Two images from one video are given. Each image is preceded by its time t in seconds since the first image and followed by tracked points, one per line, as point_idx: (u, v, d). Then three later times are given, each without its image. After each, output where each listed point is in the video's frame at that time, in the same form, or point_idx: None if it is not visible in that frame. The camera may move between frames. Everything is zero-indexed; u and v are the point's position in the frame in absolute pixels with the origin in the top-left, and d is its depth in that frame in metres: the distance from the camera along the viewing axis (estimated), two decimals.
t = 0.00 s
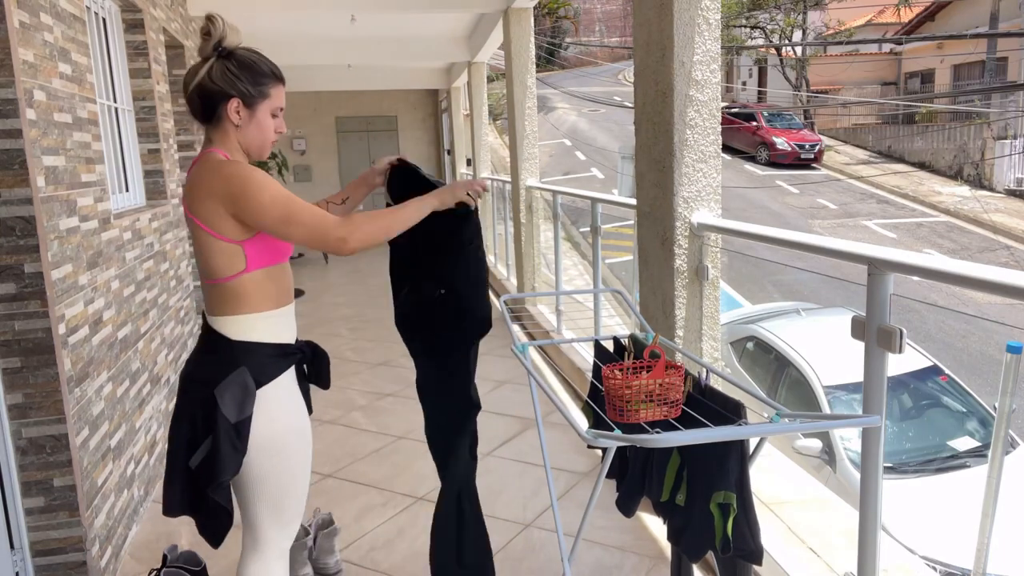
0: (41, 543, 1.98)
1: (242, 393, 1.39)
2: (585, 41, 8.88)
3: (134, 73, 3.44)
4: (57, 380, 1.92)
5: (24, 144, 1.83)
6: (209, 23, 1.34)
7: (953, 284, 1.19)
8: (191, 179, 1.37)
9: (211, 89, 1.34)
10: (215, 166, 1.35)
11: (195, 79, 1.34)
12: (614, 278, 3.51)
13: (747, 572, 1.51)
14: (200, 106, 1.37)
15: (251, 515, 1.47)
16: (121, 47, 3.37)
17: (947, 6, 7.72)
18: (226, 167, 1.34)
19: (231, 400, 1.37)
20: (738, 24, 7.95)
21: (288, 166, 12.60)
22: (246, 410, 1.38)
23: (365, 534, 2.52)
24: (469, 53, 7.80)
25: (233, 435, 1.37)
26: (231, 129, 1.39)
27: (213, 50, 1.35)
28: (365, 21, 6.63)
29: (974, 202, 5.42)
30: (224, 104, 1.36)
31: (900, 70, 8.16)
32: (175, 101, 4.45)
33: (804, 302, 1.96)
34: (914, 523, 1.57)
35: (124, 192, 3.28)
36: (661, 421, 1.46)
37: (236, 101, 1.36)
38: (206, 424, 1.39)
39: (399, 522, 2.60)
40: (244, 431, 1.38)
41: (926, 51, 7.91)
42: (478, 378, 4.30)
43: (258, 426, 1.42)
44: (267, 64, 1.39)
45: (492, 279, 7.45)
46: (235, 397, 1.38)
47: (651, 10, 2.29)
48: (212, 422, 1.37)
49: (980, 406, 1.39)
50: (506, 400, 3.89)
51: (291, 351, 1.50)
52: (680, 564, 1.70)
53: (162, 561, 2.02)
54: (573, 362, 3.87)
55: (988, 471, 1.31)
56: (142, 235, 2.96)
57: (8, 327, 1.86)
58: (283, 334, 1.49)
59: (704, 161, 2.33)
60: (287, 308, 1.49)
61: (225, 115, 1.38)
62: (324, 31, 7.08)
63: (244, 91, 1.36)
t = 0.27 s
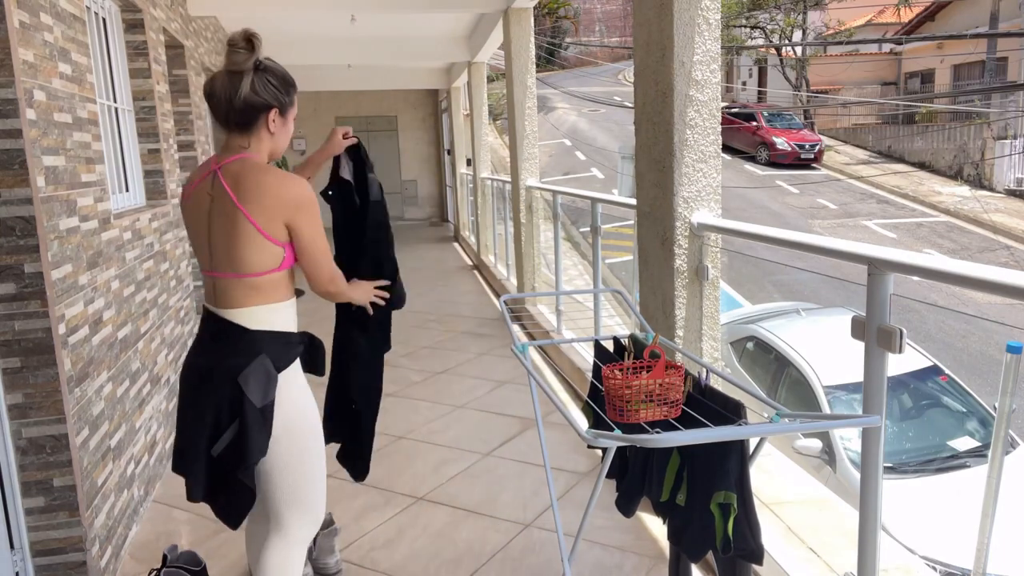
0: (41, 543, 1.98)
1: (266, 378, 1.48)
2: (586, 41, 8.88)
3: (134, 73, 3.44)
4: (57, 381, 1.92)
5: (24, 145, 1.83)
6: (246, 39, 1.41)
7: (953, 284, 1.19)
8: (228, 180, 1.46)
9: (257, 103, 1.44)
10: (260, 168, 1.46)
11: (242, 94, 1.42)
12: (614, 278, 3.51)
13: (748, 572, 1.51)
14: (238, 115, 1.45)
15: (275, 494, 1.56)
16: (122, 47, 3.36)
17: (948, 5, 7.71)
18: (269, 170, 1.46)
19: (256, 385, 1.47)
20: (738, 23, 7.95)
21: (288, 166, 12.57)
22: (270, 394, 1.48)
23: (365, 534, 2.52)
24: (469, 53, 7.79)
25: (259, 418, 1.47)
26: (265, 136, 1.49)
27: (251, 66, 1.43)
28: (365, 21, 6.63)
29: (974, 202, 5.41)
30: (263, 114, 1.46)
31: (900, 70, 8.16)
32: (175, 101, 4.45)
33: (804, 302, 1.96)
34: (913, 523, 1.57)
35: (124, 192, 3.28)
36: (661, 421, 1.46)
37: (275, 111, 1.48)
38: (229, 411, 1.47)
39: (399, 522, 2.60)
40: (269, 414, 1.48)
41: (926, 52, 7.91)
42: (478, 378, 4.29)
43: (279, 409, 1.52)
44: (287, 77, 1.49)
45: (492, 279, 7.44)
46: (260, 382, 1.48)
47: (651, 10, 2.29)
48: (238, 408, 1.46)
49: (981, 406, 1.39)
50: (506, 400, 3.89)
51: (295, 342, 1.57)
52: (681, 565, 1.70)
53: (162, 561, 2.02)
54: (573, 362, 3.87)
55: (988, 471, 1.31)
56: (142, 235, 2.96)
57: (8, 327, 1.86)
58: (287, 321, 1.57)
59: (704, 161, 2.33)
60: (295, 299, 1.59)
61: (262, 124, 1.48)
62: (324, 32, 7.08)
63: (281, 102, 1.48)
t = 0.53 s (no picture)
0: (41, 543, 1.98)
1: (268, 366, 1.50)
2: (586, 41, 8.88)
3: (134, 73, 3.44)
4: (57, 380, 1.92)
5: (24, 145, 1.83)
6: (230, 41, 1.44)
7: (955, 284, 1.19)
8: (216, 177, 1.46)
9: (234, 102, 1.44)
10: (243, 165, 1.45)
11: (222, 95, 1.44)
12: (614, 278, 3.51)
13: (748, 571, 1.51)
14: (220, 116, 1.46)
15: (284, 485, 1.57)
16: (122, 47, 3.37)
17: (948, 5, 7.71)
18: (252, 161, 1.46)
19: (260, 374, 1.49)
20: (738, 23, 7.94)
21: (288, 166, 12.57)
22: (274, 382, 1.50)
23: (365, 534, 2.52)
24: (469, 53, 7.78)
25: (266, 406, 1.49)
26: (248, 136, 1.49)
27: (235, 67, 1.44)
28: (365, 21, 6.63)
29: (974, 202, 5.41)
30: (243, 115, 1.46)
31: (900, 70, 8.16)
32: (175, 101, 4.45)
33: (804, 302, 1.96)
34: (914, 523, 1.57)
35: (124, 192, 3.28)
36: (661, 421, 1.46)
37: (255, 112, 1.46)
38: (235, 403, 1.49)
39: (399, 522, 2.60)
40: (275, 401, 1.50)
41: (927, 51, 7.90)
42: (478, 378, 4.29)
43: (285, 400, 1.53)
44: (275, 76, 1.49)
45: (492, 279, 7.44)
46: (263, 371, 1.49)
47: (651, 10, 2.29)
48: (244, 399, 1.48)
49: (980, 406, 1.39)
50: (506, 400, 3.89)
51: (292, 334, 1.57)
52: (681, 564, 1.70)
53: (162, 561, 2.02)
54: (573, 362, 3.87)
55: (988, 471, 1.31)
56: (142, 235, 2.96)
57: (8, 327, 1.86)
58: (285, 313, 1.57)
59: (704, 161, 2.33)
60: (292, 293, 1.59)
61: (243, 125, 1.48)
62: (324, 32, 7.07)
63: (263, 104, 1.47)
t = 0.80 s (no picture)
0: (41, 543, 1.98)
1: (263, 368, 1.49)
2: (586, 41, 8.89)
3: (134, 73, 3.44)
4: (57, 380, 1.92)
5: (24, 145, 1.83)
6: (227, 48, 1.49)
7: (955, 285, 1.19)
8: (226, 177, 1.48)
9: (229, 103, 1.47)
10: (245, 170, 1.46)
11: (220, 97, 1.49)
12: (614, 278, 3.52)
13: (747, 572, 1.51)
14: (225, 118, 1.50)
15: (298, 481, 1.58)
16: (122, 47, 3.37)
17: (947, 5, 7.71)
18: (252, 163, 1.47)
19: (254, 376, 1.49)
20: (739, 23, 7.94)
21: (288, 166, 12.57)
22: (267, 385, 1.49)
23: (365, 534, 2.52)
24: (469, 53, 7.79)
25: (258, 408, 1.48)
26: (249, 138, 1.50)
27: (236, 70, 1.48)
28: (365, 21, 6.63)
29: (974, 202, 5.41)
30: (241, 116, 1.48)
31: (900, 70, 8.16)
32: (175, 101, 4.45)
33: (804, 302, 1.96)
34: (914, 523, 1.57)
35: (124, 192, 3.28)
36: (661, 421, 1.46)
37: (249, 113, 1.47)
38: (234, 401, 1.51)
39: (399, 522, 2.60)
40: (268, 405, 1.49)
41: (926, 51, 7.90)
42: (478, 378, 4.29)
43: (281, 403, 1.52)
44: (277, 76, 1.48)
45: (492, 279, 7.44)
46: (258, 373, 1.49)
47: (651, 10, 2.29)
48: (239, 400, 1.48)
49: (980, 405, 1.39)
50: (506, 400, 3.88)
51: (296, 336, 1.56)
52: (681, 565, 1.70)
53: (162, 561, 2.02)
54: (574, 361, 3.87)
55: (988, 471, 1.31)
56: (142, 235, 2.96)
57: (8, 327, 1.86)
58: (295, 315, 1.58)
59: (704, 161, 2.33)
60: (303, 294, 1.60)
61: (243, 126, 1.49)
62: (324, 32, 7.07)
63: (256, 103, 1.47)
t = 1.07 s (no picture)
0: (40, 543, 1.98)
1: (388, 369, 1.46)
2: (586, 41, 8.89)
3: (134, 73, 3.44)
4: (58, 380, 1.92)
5: (24, 145, 1.83)
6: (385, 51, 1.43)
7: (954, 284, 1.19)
8: (357, 186, 1.44)
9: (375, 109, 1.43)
10: (378, 188, 1.42)
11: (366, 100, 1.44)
12: (615, 278, 3.52)
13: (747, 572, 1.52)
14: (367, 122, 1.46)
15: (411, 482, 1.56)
16: (122, 47, 3.37)
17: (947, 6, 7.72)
18: (392, 186, 1.43)
19: (381, 377, 1.45)
20: (738, 23, 7.95)
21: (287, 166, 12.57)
22: (394, 382, 1.46)
23: (365, 534, 2.52)
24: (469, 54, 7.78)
25: (386, 408, 1.45)
26: (389, 145, 1.47)
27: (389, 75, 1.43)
28: (364, 21, 6.63)
29: (974, 202, 5.41)
30: (386, 122, 1.44)
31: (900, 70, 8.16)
32: (175, 101, 4.45)
33: (805, 303, 1.98)
34: (913, 523, 1.57)
35: (124, 192, 3.28)
36: (661, 421, 1.46)
37: (395, 120, 1.44)
38: (356, 404, 1.45)
39: (398, 522, 2.60)
40: (394, 405, 1.46)
41: (926, 51, 7.90)
42: (478, 378, 4.29)
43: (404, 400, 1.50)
44: (426, 87, 1.44)
45: (492, 279, 7.44)
46: (383, 374, 1.45)
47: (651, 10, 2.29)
48: (365, 400, 1.44)
49: (980, 405, 1.40)
50: (506, 400, 3.88)
51: (411, 335, 1.53)
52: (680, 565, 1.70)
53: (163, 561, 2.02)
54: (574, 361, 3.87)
55: (988, 472, 1.31)
56: (142, 235, 2.96)
57: (8, 327, 1.86)
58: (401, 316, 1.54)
59: (704, 161, 2.33)
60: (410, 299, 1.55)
61: (386, 133, 1.46)
62: (324, 32, 7.07)
63: (403, 112, 1.43)
